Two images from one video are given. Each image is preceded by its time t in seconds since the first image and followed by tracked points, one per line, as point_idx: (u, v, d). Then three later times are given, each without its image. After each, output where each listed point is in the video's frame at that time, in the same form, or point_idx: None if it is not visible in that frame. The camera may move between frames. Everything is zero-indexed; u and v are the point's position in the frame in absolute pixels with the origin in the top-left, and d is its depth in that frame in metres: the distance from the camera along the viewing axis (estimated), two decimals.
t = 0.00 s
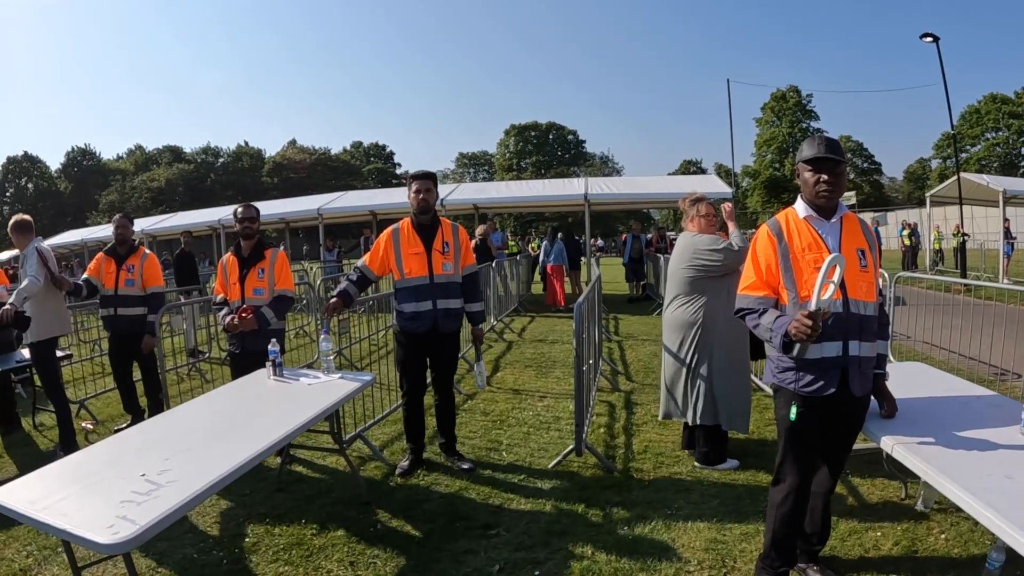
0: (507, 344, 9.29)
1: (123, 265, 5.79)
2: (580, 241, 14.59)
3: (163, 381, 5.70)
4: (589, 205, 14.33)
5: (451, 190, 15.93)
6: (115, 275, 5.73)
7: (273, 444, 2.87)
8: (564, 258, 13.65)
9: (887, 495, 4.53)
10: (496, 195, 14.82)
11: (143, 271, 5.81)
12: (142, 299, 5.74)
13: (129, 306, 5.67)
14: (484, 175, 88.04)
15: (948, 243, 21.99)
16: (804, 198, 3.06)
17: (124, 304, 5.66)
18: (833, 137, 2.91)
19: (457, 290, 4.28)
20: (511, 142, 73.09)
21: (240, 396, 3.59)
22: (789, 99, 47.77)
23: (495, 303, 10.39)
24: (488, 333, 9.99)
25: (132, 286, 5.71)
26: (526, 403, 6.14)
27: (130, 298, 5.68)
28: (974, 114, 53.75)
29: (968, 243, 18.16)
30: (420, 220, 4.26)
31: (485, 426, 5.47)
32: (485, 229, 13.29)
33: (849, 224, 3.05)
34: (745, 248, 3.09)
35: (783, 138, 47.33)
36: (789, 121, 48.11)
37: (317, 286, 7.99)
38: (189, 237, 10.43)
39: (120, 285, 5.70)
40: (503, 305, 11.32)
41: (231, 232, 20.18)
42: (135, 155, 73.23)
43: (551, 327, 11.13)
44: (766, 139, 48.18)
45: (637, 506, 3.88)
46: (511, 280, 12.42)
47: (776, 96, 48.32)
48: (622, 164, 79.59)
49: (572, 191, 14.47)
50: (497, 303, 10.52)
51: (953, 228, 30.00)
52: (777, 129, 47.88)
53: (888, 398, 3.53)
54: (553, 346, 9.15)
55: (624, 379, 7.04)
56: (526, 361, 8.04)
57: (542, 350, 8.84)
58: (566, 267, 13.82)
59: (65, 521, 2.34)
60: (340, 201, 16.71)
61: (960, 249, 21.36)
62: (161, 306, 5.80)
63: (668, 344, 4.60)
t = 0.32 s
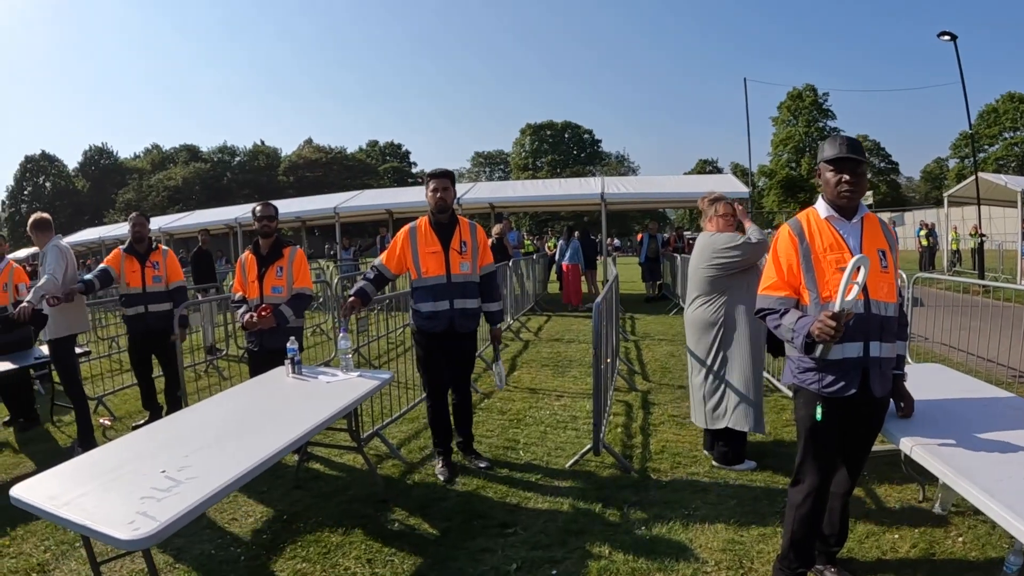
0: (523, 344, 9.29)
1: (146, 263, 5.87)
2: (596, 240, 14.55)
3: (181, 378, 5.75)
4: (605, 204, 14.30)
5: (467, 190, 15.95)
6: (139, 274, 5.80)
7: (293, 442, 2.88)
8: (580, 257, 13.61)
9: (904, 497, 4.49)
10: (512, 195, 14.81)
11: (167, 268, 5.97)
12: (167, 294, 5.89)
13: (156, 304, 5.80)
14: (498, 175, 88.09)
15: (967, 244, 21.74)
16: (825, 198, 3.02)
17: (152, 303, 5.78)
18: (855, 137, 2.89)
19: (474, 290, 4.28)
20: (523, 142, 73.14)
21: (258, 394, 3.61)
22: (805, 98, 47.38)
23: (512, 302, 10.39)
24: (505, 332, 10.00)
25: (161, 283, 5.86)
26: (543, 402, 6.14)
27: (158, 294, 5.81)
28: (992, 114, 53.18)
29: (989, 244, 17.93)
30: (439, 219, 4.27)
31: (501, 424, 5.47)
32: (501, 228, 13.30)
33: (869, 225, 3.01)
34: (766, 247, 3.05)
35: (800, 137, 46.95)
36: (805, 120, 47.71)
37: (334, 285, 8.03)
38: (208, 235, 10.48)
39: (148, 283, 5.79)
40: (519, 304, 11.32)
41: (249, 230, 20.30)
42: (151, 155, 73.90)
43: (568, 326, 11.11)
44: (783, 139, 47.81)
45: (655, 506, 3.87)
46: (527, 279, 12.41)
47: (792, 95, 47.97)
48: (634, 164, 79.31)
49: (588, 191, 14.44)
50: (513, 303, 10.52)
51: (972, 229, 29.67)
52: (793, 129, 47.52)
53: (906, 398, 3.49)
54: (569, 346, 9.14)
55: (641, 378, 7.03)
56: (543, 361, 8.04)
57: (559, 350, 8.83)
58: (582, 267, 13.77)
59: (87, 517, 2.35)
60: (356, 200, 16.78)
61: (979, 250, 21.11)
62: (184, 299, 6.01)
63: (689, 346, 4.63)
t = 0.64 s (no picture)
0: (540, 343, 9.28)
1: (163, 260, 5.94)
2: (612, 240, 14.52)
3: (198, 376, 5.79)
4: (622, 204, 14.27)
5: (483, 189, 15.97)
6: (157, 271, 5.88)
7: (309, 441, 2.87)
8: (597, 257, 13.59)
9: (923, 501, 4.43)
10: (528, 194, 14.81)
11: (183, 265, 6.04)
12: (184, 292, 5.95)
13: (173, 299, 5.84)
14: (510, 175, 88.14)
15: (988, 245, 21.45)
16: (846, 198, 2.98)
17: (168, 297, 5.82)
18: (876, 136, 2.84)
19: (485, 288, 4.27)
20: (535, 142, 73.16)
21: (277, 393, 3.61)
22: (822, 97, 46.94)
23: (529, 301, 10.40)
24: (522, 332, 10.00)
25: (176, 281, 5.93)
26: (560, 402, 6.13)
27: (175, 289, 5.86)
28: (1011, 114, 52.51)
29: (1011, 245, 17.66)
30: (446, 219, 4.26)
31: (518, 424, 5.47)
32: (518, 228, 13.32)
33: (892, 225, 2.96)
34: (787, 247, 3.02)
35: (816, 137, 46.59)
36: (822, 120, 47.27)
37: (352, 284, 8.07)
38: (225, 234, 10.53)
39: (163, 280, 5.87)
40: (535, 304, 11.33)
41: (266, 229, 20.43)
42: (169, 155, 74.72)
43: (585, 326, 11.10)
44: (800, 139, 47.41)
45: (672, 508, 3.85)
46: (544, 278, 12.42)
47: (808, 95, 47.54)
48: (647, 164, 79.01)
49: (605, 190, 14.42)
50: (530, 302, 10.53)
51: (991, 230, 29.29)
52: (810, 129, 47.12)
53: (928, 400, 3.42)
54: (586, 346, 9.12)
55: (658, 379, 6.99)
56: (559, 360, 8.02)
57: (576, 349, 8.83)
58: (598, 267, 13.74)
59: (104, 513, 2.35)
60: (374, 199, 16.85)
61: (1001, 252, 20.83)
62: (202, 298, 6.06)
63: (711, 347, 4.59)
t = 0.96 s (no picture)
0: (556, 343, 9.27)
1: (174, 258, 5.98)
2: (629, 240, 14.47)
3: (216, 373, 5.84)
4: (639, 203, 14.24)
5: (499, 189, 15.99)
6: (167, 270, 5.94)
7: (324, 440, 2.86)
8: (615, 257, 13.57)
9: (940, 504, 4.32)
10: (545, 194, 14.82)
11: (193, 263, 6.00)
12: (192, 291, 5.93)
13: (179, 298, 5.86)
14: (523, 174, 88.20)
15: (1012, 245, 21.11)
16: (865, 197, 2.90)
17: (176, 296, 5.86)
18: (897, 134, 2.75)
19: (493, 288, 4.25)
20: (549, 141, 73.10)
21: (293, 392, 3.62)
22: (839, 96, 46.43)
23: (545, 301, 10.40)
24: (538, 331, 10.01)
25: (183, 280, 5.91)
26: (576, 402, 6.12)
27: (181, 290, 5.86)
28: None
29: None
30: (450, 221, 4.26)
31: (534, 424, 5.47)
32: (535, 228, 13.34)
33: (912, 224, 2.87)
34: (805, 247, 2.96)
35: (833, 136, 46.14)
36: (840, 119, 46.76)
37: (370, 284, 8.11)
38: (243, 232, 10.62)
39: (171, 279, 5.91)
40: (552, 304, 11.34)
41: (285, 228, 20.59)
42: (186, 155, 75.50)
43: (602, 326, 11.10)
44: (817, 138, 46.93)
45: (688, 509, 3.84)
46: (560, 278, 12.41)
47: (826, 93, 47.08)
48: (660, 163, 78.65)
49: (622, 190, 14.38)
50: (547, 302, 10.54)
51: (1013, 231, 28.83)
52: (827, 128, 46.62)
53: (950, 403, 3.38)
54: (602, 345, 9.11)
55: (674, 379, 6.96)
56: (576, 360, 8.02)
57: (593, 349, 8.81)
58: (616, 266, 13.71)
59: (120, 510, 2.36)
60: (392, 198, 16.93)
61: None
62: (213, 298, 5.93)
63: (729, 348, 4.55)
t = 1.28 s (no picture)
0: (570, 343, 9.26)
1: (175, 260, 6.09)
2: (643, 240, 14.41)
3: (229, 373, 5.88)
4: (653, 203, 14.18)
5: (513, 189, 15.99)
6: (170, 269, 6.08)
7: (338, 440, 2.86)
8: (628, 257, 13.54)
9: (955, 508, 4.25)
10: (558, 194, 14.81)
11: (192, 264, 6.04)
12: (190, 290, 5.95)
13: (177, 298, 5.89)
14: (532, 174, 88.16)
15: None
16: (882, 198, 2.86)
17: (175, 296, 5.91)
18: (913, 135, 2.72)
19: (502, 290, 4.20)
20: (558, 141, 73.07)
21: (307, 392, 3.63)
22: (853, 96, 46.04)
23: (558, 301, 10.38)
24: (552, 332, 10.01)
25: (182, 280, 5.99)
26: (589, 403, 6.11)
27: (177, 289, 5.91)
28: None
29: None
30: (458, 222, 4.23)
31: (547, 425, 5.46)
32: (548, 228, 13.35)
33: (929, 226, 2.83)
34: (821, 248, 2.93)
35: (847, 135, 45.82)
36: (853, 118, 46.41)
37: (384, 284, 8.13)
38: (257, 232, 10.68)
39: (171, 279, 6.01)
40: (565, 304, 11.34)
41: (299, 228, 20.72)
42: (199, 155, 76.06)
43: (615, 326, 11.09)
44: (831, 138, 46.58)
45: (702, 511, 3.83)
46: (573, 279, 12.40)
47: (839, 93, 46.77)
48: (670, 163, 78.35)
49: (636, 190, 14.33)
50: (560, 302, 10.54)
51: None
52: (840, 128, 46.25)
53: (967, 407, 3.29)
54: (616, 346, 9.09)
55: (688, 381, 6.93)
56: (589, 361, 8.02)
57: (606, 350, 8.80)
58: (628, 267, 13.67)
59: (135, 509, 2.37)
60: (405, 198, 16.98)
61: None
62: (209, 298, 5.86)
63: (744, 348, 4.56)
